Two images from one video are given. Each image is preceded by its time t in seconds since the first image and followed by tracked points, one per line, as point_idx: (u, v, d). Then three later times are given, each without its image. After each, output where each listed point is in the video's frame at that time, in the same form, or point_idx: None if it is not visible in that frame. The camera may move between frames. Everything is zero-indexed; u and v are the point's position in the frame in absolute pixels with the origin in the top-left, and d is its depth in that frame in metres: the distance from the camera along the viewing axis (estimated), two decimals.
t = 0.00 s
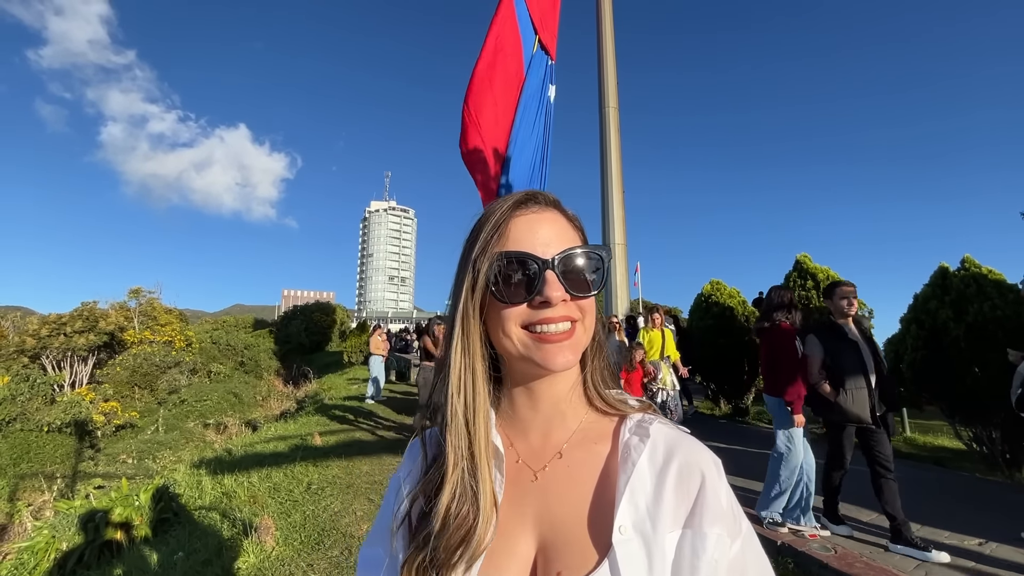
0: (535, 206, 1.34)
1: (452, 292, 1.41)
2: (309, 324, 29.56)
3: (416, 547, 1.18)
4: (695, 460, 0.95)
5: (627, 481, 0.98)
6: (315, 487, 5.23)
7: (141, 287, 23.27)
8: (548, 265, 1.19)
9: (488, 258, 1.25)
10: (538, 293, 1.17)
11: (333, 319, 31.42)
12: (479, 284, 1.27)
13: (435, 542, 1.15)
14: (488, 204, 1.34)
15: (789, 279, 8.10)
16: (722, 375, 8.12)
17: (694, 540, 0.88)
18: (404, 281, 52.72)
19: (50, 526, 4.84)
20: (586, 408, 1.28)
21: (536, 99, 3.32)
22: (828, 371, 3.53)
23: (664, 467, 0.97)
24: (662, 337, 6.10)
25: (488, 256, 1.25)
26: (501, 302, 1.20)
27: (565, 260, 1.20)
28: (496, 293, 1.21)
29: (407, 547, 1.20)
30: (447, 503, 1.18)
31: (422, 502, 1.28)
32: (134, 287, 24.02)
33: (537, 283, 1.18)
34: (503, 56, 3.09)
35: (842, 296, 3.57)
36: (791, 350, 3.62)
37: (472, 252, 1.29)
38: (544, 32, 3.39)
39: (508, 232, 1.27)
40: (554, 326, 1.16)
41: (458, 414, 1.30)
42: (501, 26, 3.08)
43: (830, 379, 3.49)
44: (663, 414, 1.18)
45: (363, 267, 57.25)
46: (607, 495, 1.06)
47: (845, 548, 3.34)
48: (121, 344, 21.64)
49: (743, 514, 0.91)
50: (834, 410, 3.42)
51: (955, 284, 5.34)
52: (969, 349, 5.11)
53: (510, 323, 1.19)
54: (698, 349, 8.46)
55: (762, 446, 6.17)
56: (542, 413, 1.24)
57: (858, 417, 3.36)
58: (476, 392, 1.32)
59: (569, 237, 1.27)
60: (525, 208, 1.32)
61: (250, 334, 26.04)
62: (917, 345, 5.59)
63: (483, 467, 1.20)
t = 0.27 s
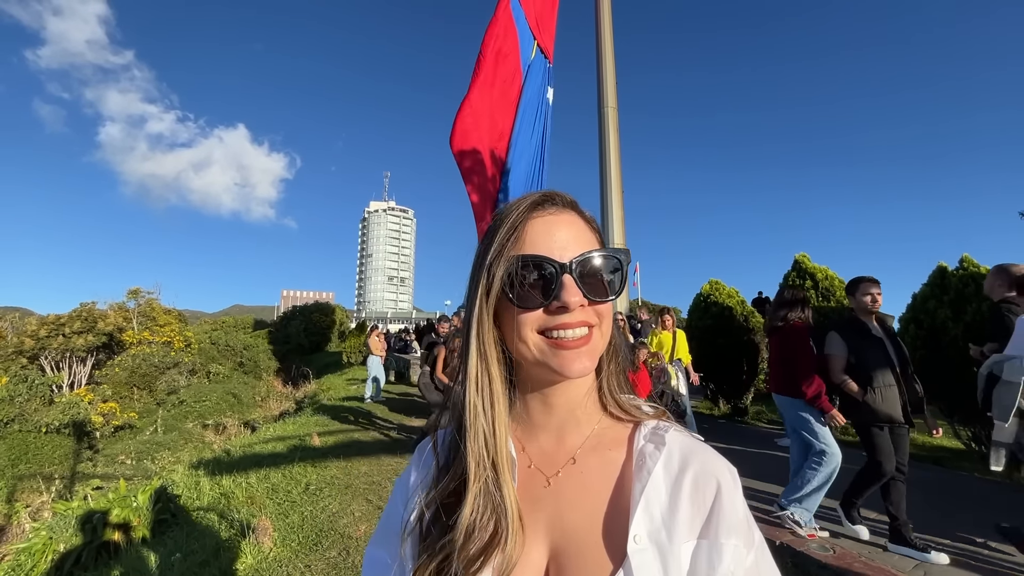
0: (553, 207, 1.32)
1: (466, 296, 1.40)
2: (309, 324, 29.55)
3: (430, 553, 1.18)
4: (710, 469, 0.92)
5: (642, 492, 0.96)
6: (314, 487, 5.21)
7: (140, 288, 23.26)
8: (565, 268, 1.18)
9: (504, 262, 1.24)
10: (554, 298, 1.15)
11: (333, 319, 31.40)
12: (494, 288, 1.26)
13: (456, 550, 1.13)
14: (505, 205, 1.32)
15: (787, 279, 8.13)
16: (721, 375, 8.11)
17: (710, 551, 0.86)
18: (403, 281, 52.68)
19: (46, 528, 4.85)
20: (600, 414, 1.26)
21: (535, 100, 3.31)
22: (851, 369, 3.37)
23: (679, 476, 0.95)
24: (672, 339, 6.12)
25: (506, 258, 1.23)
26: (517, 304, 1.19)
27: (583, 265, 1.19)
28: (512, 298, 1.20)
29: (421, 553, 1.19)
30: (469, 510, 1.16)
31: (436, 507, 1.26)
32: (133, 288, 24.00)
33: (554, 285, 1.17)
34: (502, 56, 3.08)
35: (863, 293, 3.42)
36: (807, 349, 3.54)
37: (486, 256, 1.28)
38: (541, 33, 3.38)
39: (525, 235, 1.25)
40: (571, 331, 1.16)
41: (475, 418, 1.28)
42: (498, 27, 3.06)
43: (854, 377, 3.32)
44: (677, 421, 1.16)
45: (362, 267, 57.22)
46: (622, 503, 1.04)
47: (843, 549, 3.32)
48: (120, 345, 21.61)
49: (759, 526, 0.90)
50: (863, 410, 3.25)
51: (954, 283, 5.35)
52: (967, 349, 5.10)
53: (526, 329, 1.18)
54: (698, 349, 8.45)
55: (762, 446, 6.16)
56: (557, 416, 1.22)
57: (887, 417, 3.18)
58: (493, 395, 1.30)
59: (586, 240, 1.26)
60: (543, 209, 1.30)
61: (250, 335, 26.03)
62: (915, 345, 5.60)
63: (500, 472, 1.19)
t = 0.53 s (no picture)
0: (557, 220, 1.32)
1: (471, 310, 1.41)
2: (308, 324, 29.55)
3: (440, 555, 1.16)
4: (722, 466, 0.93)
5: (653, 480, 0.97)
6: (312, 488, 5.21)
7: (139, 289, 23.23)
8: (569, 282, 1.17)
9: (507, 278, 1.25)
10: (560, 313, 1.15)
11: (332, 319, 31.40)
12: (500, 302, 1.27)
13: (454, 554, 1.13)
14: (508, 220, 1.33)
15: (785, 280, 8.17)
16: (719, 375, 8.10)
17: (724, 543, 0.86)
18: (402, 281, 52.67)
19: (43, 529, 4.84)
20: (610, 413, 1.25)
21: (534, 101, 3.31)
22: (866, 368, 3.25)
23: (691, 470, 0.95)
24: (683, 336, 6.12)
25: (511, 276, 1.24)
26: (524, 319, 1.19)
27: (587, 276, 1.18)
28: (518, 313, 1.21)
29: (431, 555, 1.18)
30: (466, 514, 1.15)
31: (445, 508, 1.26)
32: (132, 288, 23.96)
33: (559, 300, 1.17)
34: (501, 57, 3.07)
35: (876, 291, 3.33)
36: (822, 345, 3.38)
37: (492, 273, 1.29)
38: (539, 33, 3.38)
39: (528, 250, 1.26)
40: (578, 343, 1.15)
41: (477, 424, 1.28)
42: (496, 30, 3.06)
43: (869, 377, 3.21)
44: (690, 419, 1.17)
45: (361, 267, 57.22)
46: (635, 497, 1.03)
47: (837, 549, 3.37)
48: (118, 346, 21.61)
49: (775, 523, 0.90)
50: (877, 411, 3.14)
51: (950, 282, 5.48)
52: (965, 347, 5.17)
53: (533, 343, 1.18)
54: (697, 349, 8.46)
55: (761, 446, 6.16)
56: (567, 415, 1.22)
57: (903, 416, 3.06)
58: (495, 401, 1.31)
59: (591, 252, 1.25)
60: (547, 224, 1.30)
61: (249, 335, 26.01)
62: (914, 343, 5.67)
63: (508, 476, 1.19)
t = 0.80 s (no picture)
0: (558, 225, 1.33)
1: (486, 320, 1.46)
2: (307, 324, 29.57)
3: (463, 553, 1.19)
4: (749, 472, 0.92)
5: (677, 487, 0.97)
6: (311, 488, 5.21)
7: (137, 289, 23.18)
8: (564, 287, 1.18)
9: (509, 288, 1.29)
10: (557, 318, 1.16)
11: (331, 319, 31.42)
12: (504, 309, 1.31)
13: (474, 553, 1.17)
14: (514, 233, 1.37)
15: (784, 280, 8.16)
16: (718, 375, 8.12)
17: (752, 553, 0.86)
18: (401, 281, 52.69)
19: (42, 530, 4.80)
20: (633, 418, 1.24)
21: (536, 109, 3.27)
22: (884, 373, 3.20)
23: (715, 477, 0.95)
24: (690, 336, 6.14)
25: (511, 282, 1.28)
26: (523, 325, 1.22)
27: (584, 280, 1.18)
28: (519, 320, 1.23)
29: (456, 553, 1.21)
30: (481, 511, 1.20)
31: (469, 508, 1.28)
32: (130, 288, 23.93)
33: (555, 304, 1.17)
34: (497, 70, 3.07)
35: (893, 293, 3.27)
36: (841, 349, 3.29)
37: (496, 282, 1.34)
38: (539, 36, 3.30)
39: (527, 258, 1.29)
40: (578, 346, 1.15)
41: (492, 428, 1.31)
42: (491, 42, 3.05)
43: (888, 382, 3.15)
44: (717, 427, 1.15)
45: (360, 267, 57.21)
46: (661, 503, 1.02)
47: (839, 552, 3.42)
48: (117, 346, 21.61)
49: (806, 533, 0.89)
50: (898, 417, 3.09)
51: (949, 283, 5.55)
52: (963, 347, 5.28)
53: (538, 350, 1.20)
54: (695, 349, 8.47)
55: (760, 446, 6.18)
56: (587, 420, 1.21)
57: (924, 425, 3.02)
58: (508, 406, 1.34)
59: (592, 255, 1.25)
60: (545, 229, 1.31)
61: (247, 335, 26.00)
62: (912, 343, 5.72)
63: (526, 479, 1.21)
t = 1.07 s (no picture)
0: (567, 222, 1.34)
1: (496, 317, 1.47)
2: (305, 324, 29.56)
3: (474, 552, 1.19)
4: (767, 475, 0.93)
5: (695, 490, 0.97)
6: (311, 488, 5.20)
7: (135, 289, 23.12)
8: (572, 282, 1.18)
9: (518, 283, 1.30)
10: (565, 313, 1.16)
11: (329, 320, 31.41)
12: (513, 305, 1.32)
13: (485, 552, 1.16)
14: (522, 230, 1.38)
15: (783, 279, 8.17)
16: (717, 374, 8.14)
17: (772, 556, 0.87)
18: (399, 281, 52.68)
19: (41, 531, 4.77)
20: (647, 416, 1.24)
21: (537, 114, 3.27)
22: (908, 375, 3.15)
23: (733, 480, 0.95)
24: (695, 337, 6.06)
25: (519, 279, 1.28)
26: (533, 321, 1.22)
27: (592, 274, 1.18)
28: (527, 315, 1.23)
29: (467, 552, 1.21)
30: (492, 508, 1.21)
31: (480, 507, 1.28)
32: (128, 288, 23.86)
33: (564, 299, 1.17)
34: (495, 78, 3.07)
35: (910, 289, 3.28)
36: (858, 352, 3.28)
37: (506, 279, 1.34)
38: (540, 39, 3.29)
39: (536, 254, 1.29)
40: (587, 343, 1.14)
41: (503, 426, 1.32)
42: (490, 49, 3.05)
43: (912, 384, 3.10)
44: (732, 427, 1.15)
45: (358, 267, 57.19)
46: (678, 504, 1.01)
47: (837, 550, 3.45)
48: (115, 346, 21.58)
49: (825, 535, 0.90)
50: (925, 421, 3.02)
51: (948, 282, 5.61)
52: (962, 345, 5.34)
53: (547, 347, 1.20)
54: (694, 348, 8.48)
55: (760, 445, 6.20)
56: (601, 419, 1.21)
57: (954, 429, 2.94)
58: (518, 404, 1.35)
59: (603, 250, 1.25)
60: (553, 227, 1.32)
61: (246, 335, 25.98)
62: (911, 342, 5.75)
63: (538, 478, 1.21)
